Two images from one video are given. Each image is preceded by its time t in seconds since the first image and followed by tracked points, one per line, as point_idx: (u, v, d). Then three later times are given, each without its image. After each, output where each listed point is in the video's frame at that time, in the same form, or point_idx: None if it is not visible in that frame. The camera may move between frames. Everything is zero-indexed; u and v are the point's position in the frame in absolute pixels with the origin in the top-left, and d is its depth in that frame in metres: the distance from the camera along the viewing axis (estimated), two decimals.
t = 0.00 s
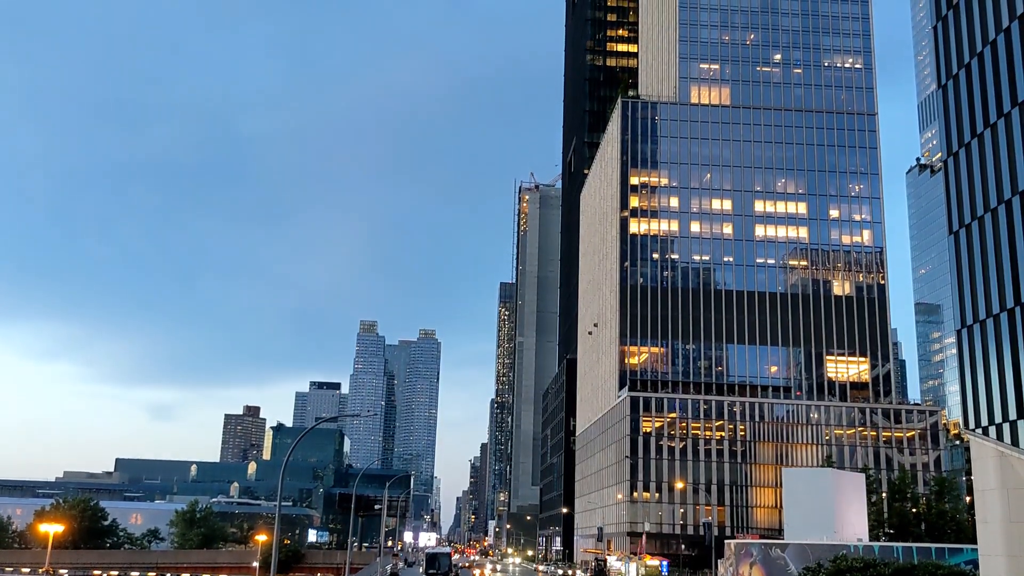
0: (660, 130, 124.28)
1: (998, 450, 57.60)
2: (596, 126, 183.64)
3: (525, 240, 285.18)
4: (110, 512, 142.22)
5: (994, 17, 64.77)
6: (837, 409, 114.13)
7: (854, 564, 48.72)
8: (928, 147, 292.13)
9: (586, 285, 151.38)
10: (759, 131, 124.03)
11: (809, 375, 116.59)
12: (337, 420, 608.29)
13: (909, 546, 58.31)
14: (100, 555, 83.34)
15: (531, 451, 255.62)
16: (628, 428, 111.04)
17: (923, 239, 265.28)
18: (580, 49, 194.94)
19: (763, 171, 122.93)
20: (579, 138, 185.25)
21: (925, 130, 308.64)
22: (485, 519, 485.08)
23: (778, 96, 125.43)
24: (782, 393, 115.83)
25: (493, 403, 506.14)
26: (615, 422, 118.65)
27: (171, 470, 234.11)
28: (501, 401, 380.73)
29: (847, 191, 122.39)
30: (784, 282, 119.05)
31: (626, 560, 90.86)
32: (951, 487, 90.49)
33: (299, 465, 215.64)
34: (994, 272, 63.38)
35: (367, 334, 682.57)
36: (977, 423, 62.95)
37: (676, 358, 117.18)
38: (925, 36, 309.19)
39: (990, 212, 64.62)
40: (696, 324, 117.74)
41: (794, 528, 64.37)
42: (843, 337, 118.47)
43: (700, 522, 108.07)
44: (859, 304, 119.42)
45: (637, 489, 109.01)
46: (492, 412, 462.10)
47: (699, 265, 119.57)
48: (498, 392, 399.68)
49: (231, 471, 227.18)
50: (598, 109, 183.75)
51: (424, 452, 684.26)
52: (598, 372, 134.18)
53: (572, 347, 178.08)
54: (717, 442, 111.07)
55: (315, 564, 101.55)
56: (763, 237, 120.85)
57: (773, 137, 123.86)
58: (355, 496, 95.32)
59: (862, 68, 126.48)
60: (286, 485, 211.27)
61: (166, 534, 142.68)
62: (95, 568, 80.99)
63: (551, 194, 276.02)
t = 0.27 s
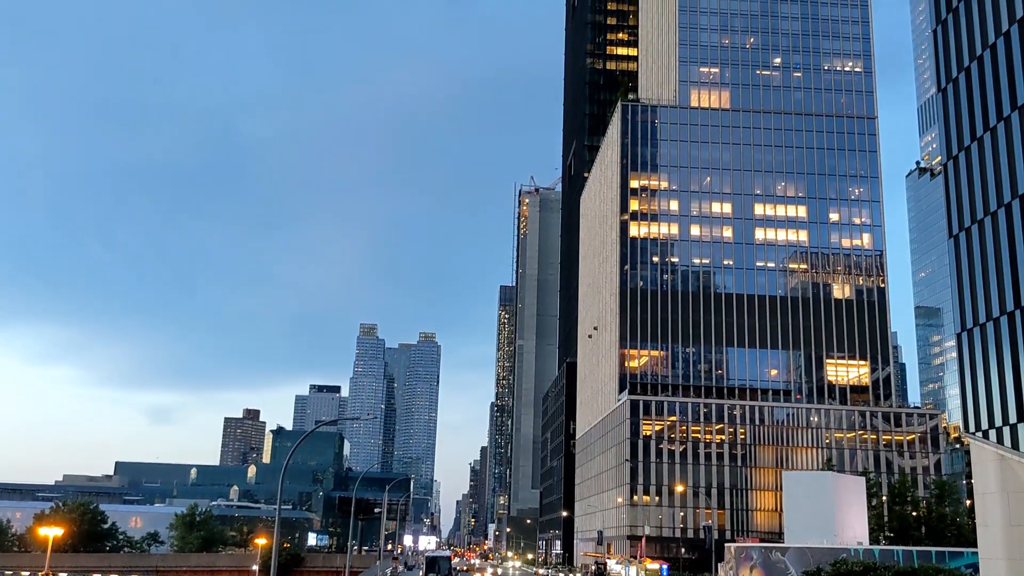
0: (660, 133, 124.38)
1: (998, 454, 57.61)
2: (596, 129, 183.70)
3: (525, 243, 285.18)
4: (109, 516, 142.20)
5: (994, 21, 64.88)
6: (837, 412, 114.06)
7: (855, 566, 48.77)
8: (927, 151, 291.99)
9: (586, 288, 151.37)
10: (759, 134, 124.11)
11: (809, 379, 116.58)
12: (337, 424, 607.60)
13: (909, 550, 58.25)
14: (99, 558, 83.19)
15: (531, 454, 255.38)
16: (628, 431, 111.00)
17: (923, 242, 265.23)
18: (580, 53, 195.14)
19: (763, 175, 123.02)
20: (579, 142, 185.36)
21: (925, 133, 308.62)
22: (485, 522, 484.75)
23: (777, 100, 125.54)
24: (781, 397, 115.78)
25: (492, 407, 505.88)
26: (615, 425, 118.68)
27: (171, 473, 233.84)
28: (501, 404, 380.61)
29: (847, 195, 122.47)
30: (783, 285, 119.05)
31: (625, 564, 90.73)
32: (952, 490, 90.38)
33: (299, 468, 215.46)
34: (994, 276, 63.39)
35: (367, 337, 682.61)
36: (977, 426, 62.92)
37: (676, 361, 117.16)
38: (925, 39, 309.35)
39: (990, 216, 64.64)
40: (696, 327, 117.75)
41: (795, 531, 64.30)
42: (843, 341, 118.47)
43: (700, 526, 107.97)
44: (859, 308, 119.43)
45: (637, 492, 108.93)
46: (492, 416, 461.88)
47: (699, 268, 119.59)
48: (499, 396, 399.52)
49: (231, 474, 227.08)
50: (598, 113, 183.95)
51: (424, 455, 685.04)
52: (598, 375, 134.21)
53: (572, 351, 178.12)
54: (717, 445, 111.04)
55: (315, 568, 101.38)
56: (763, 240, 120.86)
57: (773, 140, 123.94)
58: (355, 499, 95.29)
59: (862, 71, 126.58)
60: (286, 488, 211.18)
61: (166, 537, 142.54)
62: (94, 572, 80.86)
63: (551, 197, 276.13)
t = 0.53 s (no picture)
0: (660, 137, 124.42)
1: (998, 458, 57.61)
2: (596, 133, 183.76)
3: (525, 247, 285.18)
4: (109, 520, 142.16)
5: (993, 25, 64.92)
6: (837, 416, 113.98)
7: (857, 569, 48.76)
8: (927, 154, 291.91)
9: (586, 292, 151.33)
10: (759, 138, 124.19)
11: (809, 382, 116.50)
12: (337, 428, 607.31)
13: (910, 554, 58.21)
14: (98, 563, 83.11)
15: (531, 458, 255.10)
16: (628, 435, 110.92)
17: (923, 246, 265.25)
18: (580, 56, 195.27)
19: (763, 179, 123.06)
20: (579, 146, 185.40)
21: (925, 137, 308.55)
22: (485, 526, 484.36)
23: (777, 104, 125.63)
24: (782, 400, 115.70)
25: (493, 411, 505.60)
26: (615, 429, 118.62)
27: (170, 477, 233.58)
28: (501, 408, 380.43)
29: (847, 198, 122.52)
30: (783, 289, 119.05)
31: (626, 569, 90.55)
32: (952, 494, 90.30)
33: (299, 472, 215.33)
34: (994, 279, 63.37)
35: (367, 341, 682.44)
36: (978, 430, 62.88)
37: (676, 365, 117.10)
38: (924, 43, 309.51)
39: (990, 220, 64.65)
40: (696, 331, 117.70)
41: (796, 535, 64.24)
42: (843, 345, 118.40)
43: (700, 530, 107.78)
44: (859, 311, 119.38)
45: (637, 496, 108.77)
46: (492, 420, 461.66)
47: (699, 272, 119.60)
48: (499, 400, 399.33)
49: (231, 478, 226.90)
50: (598, 116, 184.08)
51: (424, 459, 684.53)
52: (598, 378, 134.14)
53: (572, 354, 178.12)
54: (717, 449, 110.95)
55: (315, 572, 101.22)
56: (763, 244, 120.86)
57: (773, 144, 124.03)
58: (354, 503, 95.22)
59: (862, 75, 126.68)
60: (286, 492, 211.07)
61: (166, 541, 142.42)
62: None
63: (551, 200, 276.21)
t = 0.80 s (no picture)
0: (660, 141, 124.47)
1: (998, 462, 57.59)
2: (596, 137, 183.89)
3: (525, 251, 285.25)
4: (109, 524, 142.09)
5: (994, 29, 64.93)
6: (837, 420, 113.89)
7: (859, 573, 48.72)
8: (927, 159, 291.97)
9: (586, 296, 151.20)
10: (759, 143, 124.32)
11: (809, 387, 116.42)
12: (337, 432, 606.98)
13: (910, 558, 58.18)
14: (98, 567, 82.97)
15: (531, 462, 254.87)
16: (628, 439, 110.86)
17: (923, 250, 265.33)
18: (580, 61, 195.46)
19: (763, 183, 123.14)
20: (579, 150, 185.48)
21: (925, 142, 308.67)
22: (484, 530, 483.93)
23: (777, 108, 125.78)
24: (782, 405, 115.63)
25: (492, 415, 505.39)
26: (615, 433, 118.58)
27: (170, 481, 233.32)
28: (501, 412, 380.31)
29: (847, 202, 122.60)
30: (783, 293, 119.03)
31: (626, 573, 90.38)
32: (953, 499, 90.21)
33: (299, 476, 215.08)
34: (994, 284, 63.37)
35: (367, 345, 682.48)
36: (978, 435, 62.84)
37: (676, 369, 117.03)
38: (924, 48, 309.84)
39: (990, 224, 64.67)
40: (696, 335, 117.67)
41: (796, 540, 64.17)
42: (843, 349, 118.34)
43: (701, 534, 107.61)
44: (859, 315, 119.34)
45: (638, 500, 108.64)
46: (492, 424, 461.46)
47: (699, 276, 119.59)
48: (499, 404, 399.26)
49: (230, 482, 226.75)
50: (598, 120, 184.37)
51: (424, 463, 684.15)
52: (598, 382, 134.11)
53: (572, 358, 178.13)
54: (718, 453, 110.88)
55: None
56: (763, 248, 120.91)
57: (773, 148, 124.12)
58: (355, 507, 95.17)
59: (862, 79, 126.79)
60: (286, 496, 210.88)
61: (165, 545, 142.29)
62: None
63: (551, 205, 276.40)
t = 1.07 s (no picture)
0: (660, 146, 124.56)
1: (998, 466, 57.52)
2: (596, 141, 184.01)
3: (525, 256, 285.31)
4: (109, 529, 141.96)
5: (993, 35, 64.99)
6: (837, 425, 113.79)
7: None
8: (927, 163, 291.90)
9: (586, 300, 151.07)
10: (759, 147, 124.40)
11: (809, 391, 116.35)
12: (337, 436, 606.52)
13: (911, 563, 58.04)
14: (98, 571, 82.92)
15: (531, 467, 254.64)
16: (628, 443, 110.78)
17: (923, 255, 265.34)
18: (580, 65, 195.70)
19: (763, 187, 123.21)
20: (579, 154, 185.59)
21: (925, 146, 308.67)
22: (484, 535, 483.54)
23: (777, 112, 125.94)
24: (782, 409, 115.55)
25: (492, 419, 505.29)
26: (615, 438, 118.53)
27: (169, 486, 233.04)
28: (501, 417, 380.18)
29: (847, 207, 122.67)
30: (783, 297, 119.00)
31: None
32: (953, 503, 90.09)
33: (298, 480, 214.86)
34: (994, 288, 63.36)
35: (367, 349, 682.36)
36: (978, 440, 62.77)
37: (676, 373, 117.00)
38: (923, 53, 310.03)
39: (990, 228, 64.67)
40: (696, 339, 117.62)
41: (797, 544, 64.01)
42: (843, 353, 118.30)
43: (701, 539, 107.41)
44: (859, 320, 119.32)
45: (638, 505, 108.52)
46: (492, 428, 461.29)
47: (699, 280, 119.57)
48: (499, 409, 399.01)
49: (230, 486, 226.56)
50: (598, 125, 184.52)
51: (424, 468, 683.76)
52: (598, 387, 134.07)
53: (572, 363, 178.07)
54: (718, 458, 110.82)
55: None
56: (763, 252, 120.92)
57: (773, 153, 124.20)
58: (355, 511, 95.08)
59: (861, 84, 126.94)
60: (286, 501, 210.72)
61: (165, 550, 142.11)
62: None
63: (551, 209, 276.60)
